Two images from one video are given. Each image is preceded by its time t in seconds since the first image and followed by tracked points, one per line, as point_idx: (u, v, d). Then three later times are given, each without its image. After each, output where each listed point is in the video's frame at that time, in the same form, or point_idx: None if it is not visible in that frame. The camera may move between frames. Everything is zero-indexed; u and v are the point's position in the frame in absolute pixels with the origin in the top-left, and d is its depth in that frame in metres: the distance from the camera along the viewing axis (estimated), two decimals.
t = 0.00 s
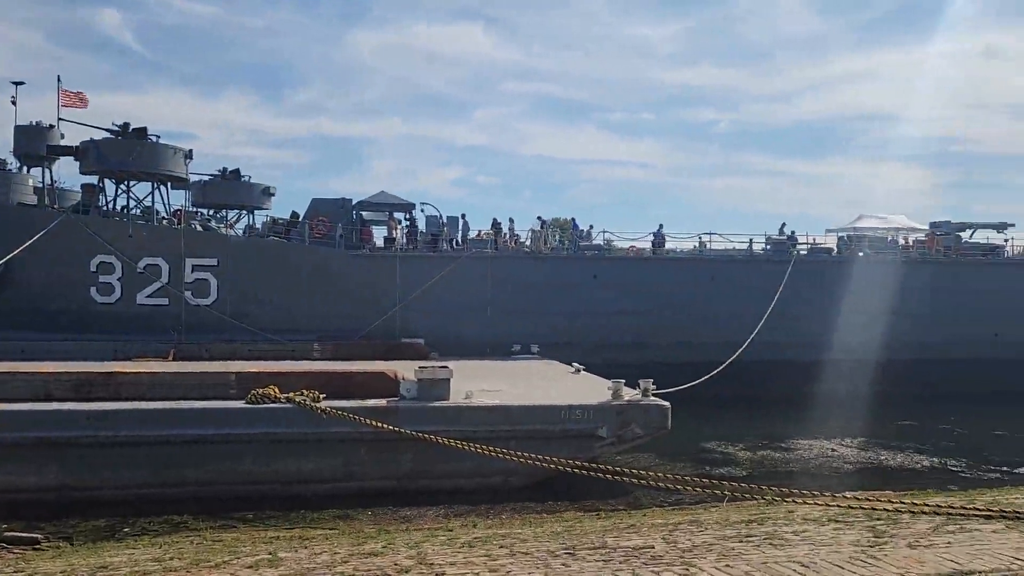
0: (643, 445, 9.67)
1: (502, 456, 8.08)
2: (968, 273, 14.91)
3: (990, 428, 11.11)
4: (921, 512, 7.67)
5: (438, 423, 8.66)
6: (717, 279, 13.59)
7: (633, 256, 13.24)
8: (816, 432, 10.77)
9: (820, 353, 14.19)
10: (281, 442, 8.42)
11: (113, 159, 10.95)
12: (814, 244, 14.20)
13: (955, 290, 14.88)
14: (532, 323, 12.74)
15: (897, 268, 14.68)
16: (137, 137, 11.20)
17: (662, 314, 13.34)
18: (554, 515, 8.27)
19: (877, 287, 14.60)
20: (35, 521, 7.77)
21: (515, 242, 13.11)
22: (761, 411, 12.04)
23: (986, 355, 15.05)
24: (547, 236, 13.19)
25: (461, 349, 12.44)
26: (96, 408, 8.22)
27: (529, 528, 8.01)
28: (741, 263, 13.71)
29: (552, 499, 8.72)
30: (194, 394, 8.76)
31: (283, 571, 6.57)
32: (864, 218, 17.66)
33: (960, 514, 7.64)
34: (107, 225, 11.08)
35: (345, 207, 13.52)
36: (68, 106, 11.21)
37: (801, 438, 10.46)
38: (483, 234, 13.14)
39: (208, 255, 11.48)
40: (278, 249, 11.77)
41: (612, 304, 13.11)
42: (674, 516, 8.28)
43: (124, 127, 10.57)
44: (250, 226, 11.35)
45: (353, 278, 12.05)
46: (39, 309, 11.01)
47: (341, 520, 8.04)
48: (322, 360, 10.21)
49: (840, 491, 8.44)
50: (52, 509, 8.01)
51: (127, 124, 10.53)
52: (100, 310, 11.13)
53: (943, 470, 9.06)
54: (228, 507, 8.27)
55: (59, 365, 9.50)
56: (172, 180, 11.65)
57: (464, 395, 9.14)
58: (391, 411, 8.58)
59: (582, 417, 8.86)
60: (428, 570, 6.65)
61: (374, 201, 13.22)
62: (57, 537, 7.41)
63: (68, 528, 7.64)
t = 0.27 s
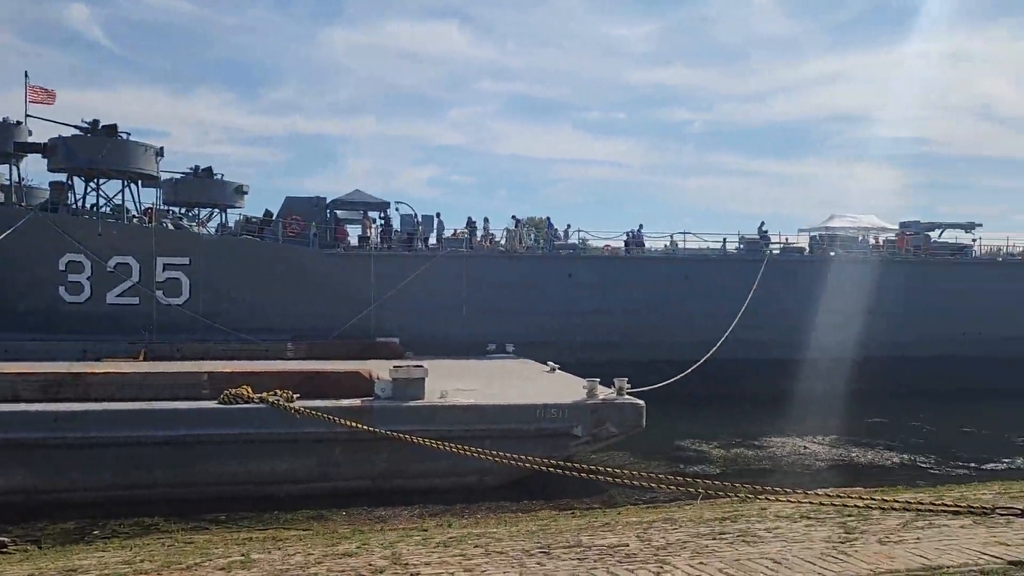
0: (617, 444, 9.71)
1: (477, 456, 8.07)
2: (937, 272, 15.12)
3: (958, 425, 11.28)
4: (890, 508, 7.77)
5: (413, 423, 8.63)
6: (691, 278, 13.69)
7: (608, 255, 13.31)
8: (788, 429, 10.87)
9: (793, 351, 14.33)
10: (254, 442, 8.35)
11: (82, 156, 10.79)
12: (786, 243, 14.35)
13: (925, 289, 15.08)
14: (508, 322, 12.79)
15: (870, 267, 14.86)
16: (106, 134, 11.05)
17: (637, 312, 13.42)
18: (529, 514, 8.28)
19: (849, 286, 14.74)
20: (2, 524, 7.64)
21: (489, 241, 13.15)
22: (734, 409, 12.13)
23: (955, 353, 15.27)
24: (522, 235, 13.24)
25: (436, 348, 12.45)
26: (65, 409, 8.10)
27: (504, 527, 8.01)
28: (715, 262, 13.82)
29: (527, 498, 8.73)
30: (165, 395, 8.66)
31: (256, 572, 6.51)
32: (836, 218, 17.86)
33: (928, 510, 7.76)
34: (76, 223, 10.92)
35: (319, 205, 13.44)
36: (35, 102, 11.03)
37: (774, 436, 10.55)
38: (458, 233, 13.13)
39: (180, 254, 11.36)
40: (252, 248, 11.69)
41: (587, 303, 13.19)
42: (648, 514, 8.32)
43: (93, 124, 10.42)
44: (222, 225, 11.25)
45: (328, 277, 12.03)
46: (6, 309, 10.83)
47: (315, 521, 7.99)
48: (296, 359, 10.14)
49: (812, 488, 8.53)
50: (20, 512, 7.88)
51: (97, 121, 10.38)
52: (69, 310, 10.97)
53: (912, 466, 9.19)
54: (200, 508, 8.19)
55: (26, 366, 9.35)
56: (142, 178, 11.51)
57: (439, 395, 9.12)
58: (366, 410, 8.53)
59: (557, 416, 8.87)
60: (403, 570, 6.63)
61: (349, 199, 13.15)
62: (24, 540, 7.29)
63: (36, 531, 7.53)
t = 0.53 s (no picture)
0: (591, 442, 9.74)
1: (451, 455, 8.05)
2: (905, 272, 15.35)
3: (925, 422, 11.46)
4: (859, 504, 7.87)
5: (386, 422, 8.60)
6: (663, 277, 13.80)
7: (581, 254, 13.40)
8: (760, 427, 10.97)
9: (764, 350, 14.47)
10: (225, 443, 8.27)
11: (48, 153, 10.61)
12: (758, 242, 14.50)
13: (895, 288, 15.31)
14: (482, 321, 12.84)
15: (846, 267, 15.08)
16: (73, 130, 10.86)
17: (610, 310, 13.52)
18: (503, 513, 8.28)
19: (821, 286, 14.87)
20: None
21: (463, 240, 13.19)
22: (707, 408, 12.21)
23: (923, 352, 15.50)
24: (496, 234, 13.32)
25: (410, 347, 12.47)
26: (30, 410, 7.96)
27: (478, 526, 8.00)
28: (687, 261, 13.94)
29: (501, 497, 8.73)
30: (134, 395, 8.55)
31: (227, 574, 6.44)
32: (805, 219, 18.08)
33: (896, 505, 7.86)
34: (42, 221, 10.74)
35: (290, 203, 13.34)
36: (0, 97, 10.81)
37: (745, 433, 10.65)
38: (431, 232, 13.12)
39: (149, 253, 11.24)
40: (223, 247, 11.59)
41: (560, 302, 13.28)
42: (621, 511, 8.36)
43: (60, 120, 10.24)
44: (193, 223, 11.14)
45: (300, 276, 12.00)
46: None
47: (287, 522, 7.93)
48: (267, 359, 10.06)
49: (782, 485, 8.62)
50: None
51: (64, 116, 10.22)
52: (35, 309, 10.79)
53: (881, 463, 9.31)
54: (170, 509, 8.10)
55: None
56: (111, 175, 11.35)
57: (412, 394, 9.09)
58: (338, 410, 8.48)
59: (530, 415, 8.88)
60: (375, 570, 6.60)
61: (321, 198, 13.07)
62: None
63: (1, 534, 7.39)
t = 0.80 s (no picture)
0: (563, 440, 9.76)
1: (422, 453, 8.03)
2: (874, 271, 15.57)
3: (892, 418, 11.63)
4: (827, 500, 7.97)
5: (357, 421, 8.56)
6: (634, 275, 13.94)
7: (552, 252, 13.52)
8: (730, 424, 11.08)
9: (734, 348, 14.63)
10: (193, 442, 8.18)
11: (12, 148, 10.42)
12: (728, 240, 14.67)
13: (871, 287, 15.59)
14: (454, 319, 12.94)
15: (831, 265, 15.41)
16: (37, 125, 10.67)
17: (581, 308, 13.61)
18: (475, 511, 8.28)
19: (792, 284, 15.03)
20: None
21: (435, 237, 13.27)
22: (679, 405, 12.30)
23: (891, 350, 15.73)
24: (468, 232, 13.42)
25: (383, 345, 12.51)
26: None
27: (450, 524, 7.98)
28: (658, 258, 14.08)
29: (473, 495, 8.72)
30: (99, 395, 8.41)
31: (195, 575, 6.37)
32: (776, 218, 18.29)
33: (863, 500, 7.97)
34: (6, 218, 10.55)
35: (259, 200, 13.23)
36: None
37: (716, 430, 10.74)
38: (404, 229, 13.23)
39: (115, 250, 11.14)
40: (192, 244, 11.53)
41: (532, 300, 13.39)
42: (593, 509, 8.39)
43: (25, 115, 10.06)
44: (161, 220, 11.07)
45: (271, 274, 11.96)
46: None
47: (256, 522, 7.86)
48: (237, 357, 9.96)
49: (752, 481, 8.70)
50: None
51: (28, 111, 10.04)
52: None
53: (848, 458, 9.44)
54: (137, 510, 8.00)
55: None
56: (76, 171, 11.19)
57: (384, 393, 9.05)
58: (309, 409, 8.42)
59: (503, 413, 8.88)
60: (346, 569, 6.56)
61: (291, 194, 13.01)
62: None
63: None
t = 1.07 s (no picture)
0: (534, 437, 9.78)
1: (393, 451, 7.99)
2: (837, 269, 15.88)
3: (859, 415, 11.80)
4: (795, 495, 8.05)
5: (326, 420, 8.50)
6: (604, 273, 14.13)
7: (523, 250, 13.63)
8: (700, 421, 11.19)
9: (703, 345, 14.88)
10: (160, 442, 8.08)
11: None
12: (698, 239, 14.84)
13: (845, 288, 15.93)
14: (425, 317, 13.03)
15: (820, 264, 15.78)
16: None
17: (551, 305, 13.79)
18: (446, 510, 8.26)
19: (761, 283, 15.24)
20: None
21: (406, 235, 13.35)
22: (649, 402, 12.38)
23: (858, 348, 15.97)
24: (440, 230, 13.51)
25: (354, 343, 12.52)
26: None
27: (420, 523, 7.95)
28: (628, 257, 14.27)
29: (444, 493, 8.70)
30: (62, 394, 8.27)
31: None
32: (747, 215, 18.49)
33: (829, 496, 8.07)
34: None
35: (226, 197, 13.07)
36: None
37: (686, 428, 10.82)
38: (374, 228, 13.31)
39: (79, 247, 10.99)
40: (159, 241, 11.40)
41: (502, 298, 13.50)
42: (564, 506, 8.41)
43: None
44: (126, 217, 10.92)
45: (240, 272, 11.86)
46: None
47: (224, 522, 7.78)
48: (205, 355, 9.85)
49: (721, 477, 8.78)
50: None
51: None
52: None
53: (815, 455, 9.57)
54: (102, 511, 7.87)
55: None
56: (39, 167, 10.99)
57: (354, 391, 9.00)
58: (278, 407, 8.35)
59: (474, 411, 8.87)
60: (315, 569, 6.50)
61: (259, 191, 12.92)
62: None
63: None
